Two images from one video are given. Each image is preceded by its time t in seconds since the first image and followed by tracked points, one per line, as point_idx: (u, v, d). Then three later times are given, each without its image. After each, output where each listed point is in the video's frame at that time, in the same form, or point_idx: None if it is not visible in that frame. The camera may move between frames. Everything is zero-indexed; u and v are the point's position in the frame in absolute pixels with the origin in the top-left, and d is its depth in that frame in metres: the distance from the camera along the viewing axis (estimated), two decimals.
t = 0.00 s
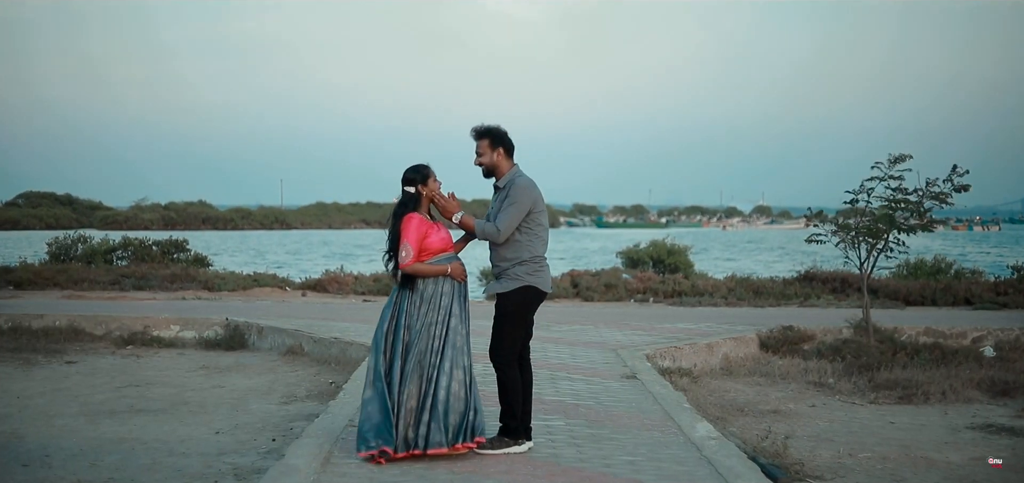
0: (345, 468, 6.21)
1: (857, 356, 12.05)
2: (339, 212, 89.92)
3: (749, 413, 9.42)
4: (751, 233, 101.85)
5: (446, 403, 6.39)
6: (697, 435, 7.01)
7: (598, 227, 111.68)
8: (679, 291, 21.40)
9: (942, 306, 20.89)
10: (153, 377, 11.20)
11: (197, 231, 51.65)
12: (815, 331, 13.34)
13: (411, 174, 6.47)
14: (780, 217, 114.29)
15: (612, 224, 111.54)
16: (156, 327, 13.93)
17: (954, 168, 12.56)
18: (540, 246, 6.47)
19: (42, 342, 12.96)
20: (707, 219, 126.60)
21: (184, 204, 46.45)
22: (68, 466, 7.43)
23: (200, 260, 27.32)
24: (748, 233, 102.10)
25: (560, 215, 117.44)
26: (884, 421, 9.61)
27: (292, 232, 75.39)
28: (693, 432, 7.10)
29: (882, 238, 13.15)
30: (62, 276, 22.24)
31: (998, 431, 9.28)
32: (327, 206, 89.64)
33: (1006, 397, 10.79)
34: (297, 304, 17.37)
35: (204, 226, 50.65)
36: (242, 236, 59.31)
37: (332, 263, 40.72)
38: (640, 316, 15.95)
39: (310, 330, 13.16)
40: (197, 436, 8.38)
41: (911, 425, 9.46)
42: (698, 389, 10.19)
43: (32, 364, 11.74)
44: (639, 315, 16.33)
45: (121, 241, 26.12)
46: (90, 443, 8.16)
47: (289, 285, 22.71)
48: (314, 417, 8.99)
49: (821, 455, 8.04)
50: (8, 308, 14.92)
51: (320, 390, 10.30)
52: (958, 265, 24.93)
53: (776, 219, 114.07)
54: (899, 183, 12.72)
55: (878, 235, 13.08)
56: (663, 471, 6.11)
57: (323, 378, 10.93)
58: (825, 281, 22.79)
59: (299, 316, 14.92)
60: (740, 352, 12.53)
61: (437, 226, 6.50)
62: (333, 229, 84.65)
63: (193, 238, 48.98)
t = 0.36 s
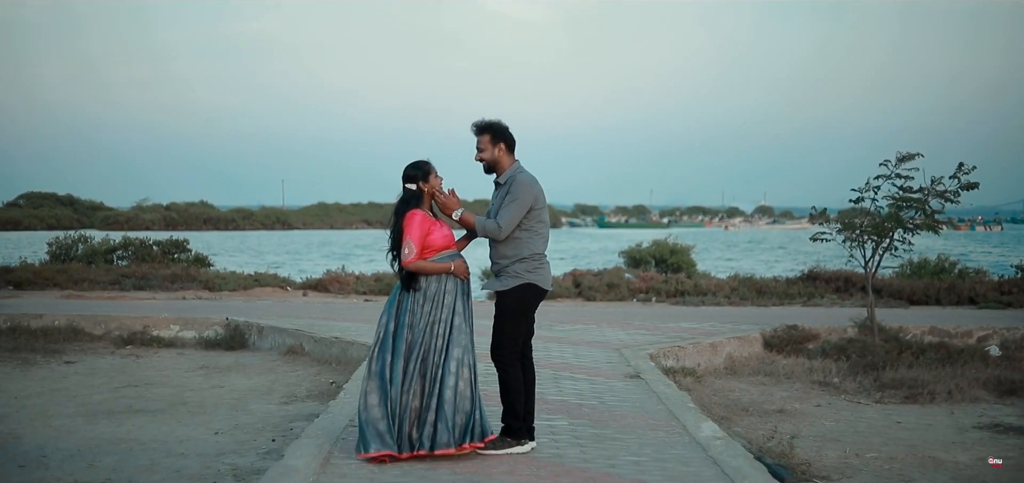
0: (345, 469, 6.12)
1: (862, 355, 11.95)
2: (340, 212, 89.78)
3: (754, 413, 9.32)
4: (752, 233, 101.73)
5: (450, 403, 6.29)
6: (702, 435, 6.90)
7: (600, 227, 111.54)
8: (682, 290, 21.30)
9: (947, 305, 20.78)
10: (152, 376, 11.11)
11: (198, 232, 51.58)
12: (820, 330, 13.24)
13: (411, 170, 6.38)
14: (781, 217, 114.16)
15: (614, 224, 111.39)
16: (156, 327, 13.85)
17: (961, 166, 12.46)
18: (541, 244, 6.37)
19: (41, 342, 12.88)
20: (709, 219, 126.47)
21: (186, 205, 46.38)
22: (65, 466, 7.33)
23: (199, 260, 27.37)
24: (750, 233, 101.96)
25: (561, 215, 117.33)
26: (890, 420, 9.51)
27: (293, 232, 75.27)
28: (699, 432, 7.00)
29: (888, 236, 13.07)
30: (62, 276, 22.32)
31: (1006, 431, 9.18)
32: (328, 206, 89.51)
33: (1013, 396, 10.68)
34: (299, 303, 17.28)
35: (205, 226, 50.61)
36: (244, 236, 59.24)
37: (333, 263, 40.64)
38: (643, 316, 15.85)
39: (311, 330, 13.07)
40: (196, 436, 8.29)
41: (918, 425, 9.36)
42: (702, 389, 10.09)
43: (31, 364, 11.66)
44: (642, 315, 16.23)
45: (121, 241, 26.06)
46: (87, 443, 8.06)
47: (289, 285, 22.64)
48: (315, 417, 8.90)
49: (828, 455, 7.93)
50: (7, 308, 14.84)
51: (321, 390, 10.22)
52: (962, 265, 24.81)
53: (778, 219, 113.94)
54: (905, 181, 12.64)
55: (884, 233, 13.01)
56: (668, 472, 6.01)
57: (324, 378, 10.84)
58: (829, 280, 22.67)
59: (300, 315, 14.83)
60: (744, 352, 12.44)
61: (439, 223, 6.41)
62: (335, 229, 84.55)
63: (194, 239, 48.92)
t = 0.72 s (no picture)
0: (343, 470, 6.03)
1: (867, 356, 11.86)
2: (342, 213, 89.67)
3: (758, 414, 9.23)
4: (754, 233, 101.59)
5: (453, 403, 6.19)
6: (706, 436, 6.81)
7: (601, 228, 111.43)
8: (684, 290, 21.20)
9: (950, 305, 20.68)
10: (151, 376, 11.03)
11: (200, 233, 51.50)
12: (823, 331, 13.15)
13: (411, 167, 6.29)
14: (783, 218, 114.00)
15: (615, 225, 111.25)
16: (155, 327, 13.78)
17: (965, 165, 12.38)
18: (540, 241, 6.28)
19: (39, 342, 12.79)
20: (710, 219, 126.36)
21: (187, 206, 46.28)
22: (62, 467, 7.24)
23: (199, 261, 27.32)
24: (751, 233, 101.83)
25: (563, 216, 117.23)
26: (895, 421, 9.41)
27: (294, 233, 75.15)
28: (703, 433, 6.91)
29: (893, 236, 12.99)
30: (62, 276, 21.97)
31: (1012, 432, 9.08)
32: (329, 207, 89.41)
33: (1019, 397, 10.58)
34: (299, 303, 17.20)
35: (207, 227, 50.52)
36: (245, 236, 59.17)
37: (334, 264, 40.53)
38: (645, 316, 15.77)
39: (311, 329, 12.99)
40: (194, 437, 8.20)
41: (924, 426, 9.26)
42: (705, 390, 10.00)
43: (29, 364, 11.57)
44: (645, 315, 16.15)
45: (121, 241, 25.96)
46: (85, 444, 7.98)
47: (290, 285, 22.57)
48: (314, 417, 8.81)
49: (833, 456, 7.83)
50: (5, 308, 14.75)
51: (320, 390, 10.13)
52: (965, 264, 24.70)
53: (779, 219, 113.84)
54: (909, 181, 12.56)
55: (889, 233, 12.94)
56: (673, 473, 5.92)
57: (324, 379, 10.76)
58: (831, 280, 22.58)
59: (300, 315, 14.75)
60: (747, 352, 12.36)
61: (440, 221, 6.33)
62: (336, 230, 84.43)
63: (196, 240, 48.83)
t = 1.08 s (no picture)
0: (342, 472, 5.94)
1: (871, 357, 11.76)
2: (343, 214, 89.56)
3: (762, 415, 9.13)
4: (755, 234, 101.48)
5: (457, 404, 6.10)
6: (710, 438, 6.72)
7: (602, 229, 111.29)
8: (686, 291, 21.12)
9: (954, 306, 20.58)
10: (149, 377, 10.94)
11: (202, 234, 51.44)
12: (827, 331, 13.05)
13: (410, 164, 6.21)
14: (784, 219, 113.89)
15: (617, 226, 111.14)
16: (154, 327, 13.70)
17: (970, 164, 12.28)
18: (541, 240, 6.19)
19: (38, 342, 12.72)
20: (711, 221, 126.22)
21: (189, 207, 46.20)
22: (58, 469, 7.16)
23: (200, 262, 27.27)
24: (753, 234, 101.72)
25: (564, 217, 117.15)
26: (901, 423, 9.32)
27: (295, 233, 75.02)
28: (707, 434, 6.82)
29: (899, 236, 12.91)
30: (62, 276, 21.93)
31: (1019, 433, 8.98)
32: (330, 207, 89.34)
33: None
34: (300, 304, 17.11)
35: (208, 227, 50.44)
36: (246, 236, 59.09)
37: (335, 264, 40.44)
38: (648, 317, 15.68)
39: (311, 330, 12.91)
40: (191, 438, 8.11)
41: (929, 427, 9.17)
42: (709, 391, 9.91)
43: (27, 365, 11.49)
44: (647, 315, 16.07)
45: (121, 241, 25.90)
46: (82, 445, 7.89)
47: (291, 285, 22.49)
48: (314, 419, 8.72)
49: (838, 458, 7.73)
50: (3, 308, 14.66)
51: (320, 391, 10.04)
52: (968, 265, 24.61)
53: (781, 220, 113.72)
54: (914, 181, 12.46)
55: (893, 233, 12.85)
56: (677, 475, 5.83)
57: (323, 379, 10.67)
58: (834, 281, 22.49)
59: (300, 315, 14.66)
60: (750, 353, 12.28)
61: (439, 219, 6.24)
62: (338, 231, 84.34)
63: (197, 240, 48.75)
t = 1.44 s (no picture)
0: (341, 474, 5.85)
1: (875, 357, 11.68)
2: (343, 214, 89.46)
3: (765, 416, 9.05)
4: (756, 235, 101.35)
5: (459, 405, 6.04)
6: (715, 439, 6.64)
7: (603, 230, 111.17)
8: (687, 291, 21.03)
9: (957, 307, 20.49)
10: (148, 378, 10.87)
11: (202, 236, 51.39)
12: (831, 332, 12.97)
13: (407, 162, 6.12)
14: (785, 221, 113.84)
15: (617, 227, 111.02)
16: (153, 327, 13.63)
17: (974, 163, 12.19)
18: (542, 239, 6.10)
19: (36, 343, 12.64)
20: (712, 221, 126.12)
21: (189, 208, 46.14)
22: (54, 471, 7.07)
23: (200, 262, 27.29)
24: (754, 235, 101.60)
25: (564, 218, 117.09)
26: (906, 424, 9.23)
27: (295, 234, 74.90)
28: (711, 435, 6.74)
29: (902, 236, 12.83)
30: (61, 277, 21.85)
31: None
32: (331, 208, 89.25)
33: None
34: (300, 304, 17.04)
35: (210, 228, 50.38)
36: (246, 236, 59.02)
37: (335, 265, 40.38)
38: (650, 317, 15.61)
39: (311, 330, 12.84)
40: (190, 440, 8.03)
41: (934, 428, 9.08)
42: (712, 391, 9.82)
43: (24, 365, 11.41)
44: (649, 316, 16.00)
45: (121, 241, 25.83)
46: (79, 446, 7.81)
47: (290, 286, 22.41)
48: (313, 420, 8.64)
49: (843, 460, 7.65)
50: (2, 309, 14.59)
51: (319, 391, 9.97)
52: (971, 265, 24.54)
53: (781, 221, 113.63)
54: (917, 180, 12.37)
55: (897, 233, 12.77)
56: (681, 477, 5.74)
57: (323, 380, 10.59)
58: (836, 281, 22.41)
59: (299, 316, 14.58)
60: (753, 353, 12.20)
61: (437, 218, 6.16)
62: (338, 231, 84.23)
63: (197, 241, 48.67)
